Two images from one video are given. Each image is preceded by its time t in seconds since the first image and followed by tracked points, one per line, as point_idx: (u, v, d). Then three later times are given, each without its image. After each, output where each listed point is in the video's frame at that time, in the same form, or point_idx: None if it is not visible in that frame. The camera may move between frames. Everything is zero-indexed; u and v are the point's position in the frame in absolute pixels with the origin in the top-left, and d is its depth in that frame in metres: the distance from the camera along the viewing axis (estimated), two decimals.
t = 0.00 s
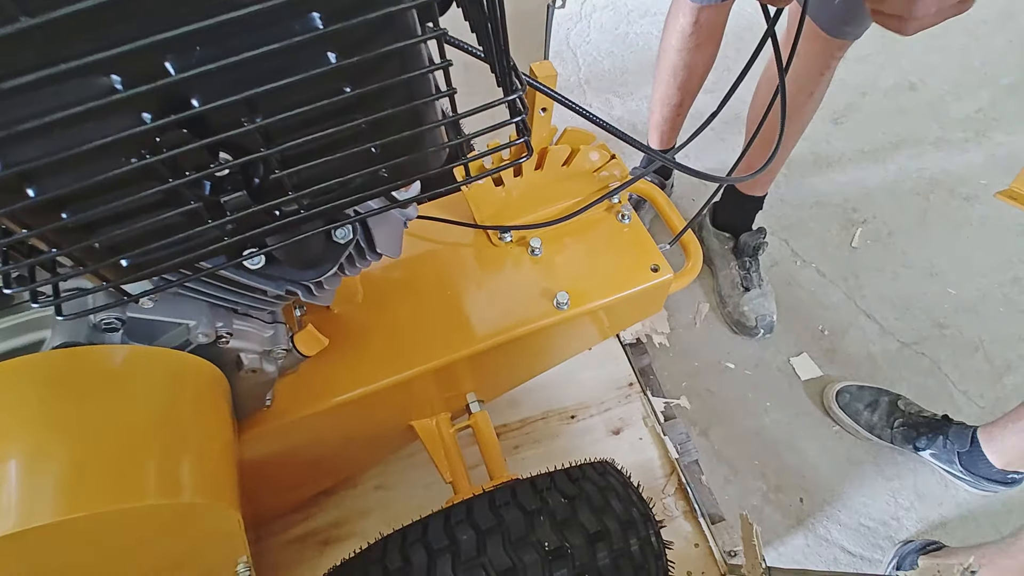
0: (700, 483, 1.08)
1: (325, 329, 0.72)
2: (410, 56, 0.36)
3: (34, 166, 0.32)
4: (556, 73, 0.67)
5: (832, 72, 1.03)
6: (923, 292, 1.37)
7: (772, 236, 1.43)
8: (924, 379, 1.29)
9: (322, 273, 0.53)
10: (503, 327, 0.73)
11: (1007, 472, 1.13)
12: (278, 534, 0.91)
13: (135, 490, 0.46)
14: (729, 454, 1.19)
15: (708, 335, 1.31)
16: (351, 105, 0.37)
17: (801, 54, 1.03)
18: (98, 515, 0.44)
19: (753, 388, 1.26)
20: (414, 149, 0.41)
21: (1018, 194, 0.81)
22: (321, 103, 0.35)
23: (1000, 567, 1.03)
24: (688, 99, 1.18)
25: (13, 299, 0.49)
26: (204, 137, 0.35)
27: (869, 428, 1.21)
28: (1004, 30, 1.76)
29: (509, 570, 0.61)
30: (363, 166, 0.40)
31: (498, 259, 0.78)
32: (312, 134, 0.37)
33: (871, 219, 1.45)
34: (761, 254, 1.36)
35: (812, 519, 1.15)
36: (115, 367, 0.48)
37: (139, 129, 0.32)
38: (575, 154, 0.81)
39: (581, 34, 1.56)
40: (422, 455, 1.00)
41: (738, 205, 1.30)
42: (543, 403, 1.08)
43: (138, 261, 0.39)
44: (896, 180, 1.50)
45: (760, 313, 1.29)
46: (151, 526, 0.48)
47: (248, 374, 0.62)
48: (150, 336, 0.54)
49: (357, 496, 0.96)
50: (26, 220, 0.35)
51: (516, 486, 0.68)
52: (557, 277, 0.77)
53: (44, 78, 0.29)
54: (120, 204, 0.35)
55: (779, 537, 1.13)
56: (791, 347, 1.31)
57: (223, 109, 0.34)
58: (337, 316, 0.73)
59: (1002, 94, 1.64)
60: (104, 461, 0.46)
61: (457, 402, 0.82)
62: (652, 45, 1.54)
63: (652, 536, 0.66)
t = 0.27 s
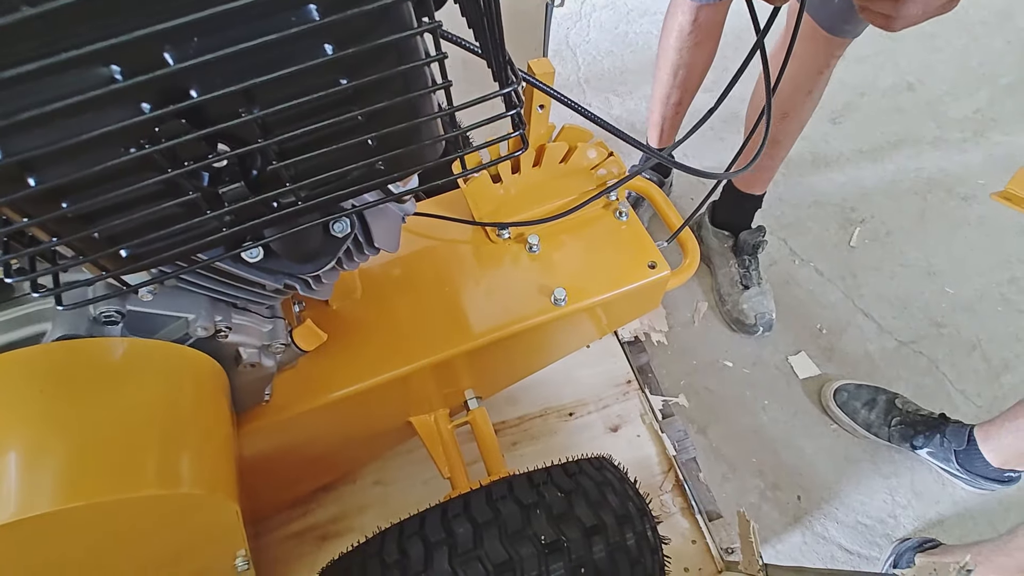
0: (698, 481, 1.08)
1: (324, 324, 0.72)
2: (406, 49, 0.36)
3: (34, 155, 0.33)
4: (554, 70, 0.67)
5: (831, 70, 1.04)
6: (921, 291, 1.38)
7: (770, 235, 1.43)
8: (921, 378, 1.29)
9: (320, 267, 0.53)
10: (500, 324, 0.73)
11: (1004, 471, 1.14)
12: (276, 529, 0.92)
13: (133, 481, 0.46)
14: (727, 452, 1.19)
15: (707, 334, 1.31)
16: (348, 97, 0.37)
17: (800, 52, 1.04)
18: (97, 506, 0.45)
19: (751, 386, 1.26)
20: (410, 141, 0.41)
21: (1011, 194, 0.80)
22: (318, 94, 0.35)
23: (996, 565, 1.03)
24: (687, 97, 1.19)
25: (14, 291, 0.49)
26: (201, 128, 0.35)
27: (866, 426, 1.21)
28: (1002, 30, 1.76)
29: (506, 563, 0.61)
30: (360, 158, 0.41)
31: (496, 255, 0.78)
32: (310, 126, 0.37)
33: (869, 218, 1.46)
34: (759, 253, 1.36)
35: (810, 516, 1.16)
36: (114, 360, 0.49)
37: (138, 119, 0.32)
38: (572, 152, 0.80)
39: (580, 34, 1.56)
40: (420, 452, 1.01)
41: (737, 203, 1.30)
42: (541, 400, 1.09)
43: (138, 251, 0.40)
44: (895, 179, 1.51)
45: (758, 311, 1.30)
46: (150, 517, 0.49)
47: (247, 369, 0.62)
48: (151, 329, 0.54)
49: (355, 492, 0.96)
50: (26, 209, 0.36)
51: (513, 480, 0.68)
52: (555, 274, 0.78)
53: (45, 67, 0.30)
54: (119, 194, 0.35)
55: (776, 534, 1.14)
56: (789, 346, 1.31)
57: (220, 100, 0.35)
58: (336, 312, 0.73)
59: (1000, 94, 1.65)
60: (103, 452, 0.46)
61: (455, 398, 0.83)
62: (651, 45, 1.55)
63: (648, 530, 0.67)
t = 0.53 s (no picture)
0: (698, 480, 1.08)
1: (324, 323, 0.72)
2: (406, 45, 0.36)
3: (35, 150, 0.33)
4: (553, 68, 0.68)
5: (830, 69, 1.04)
6: (920, 291, 1.38)
7: (770, 235, 1.43)
8: (921, 377, 1.29)
9: (319, 265, 0.53)
10: (500, 322, 0.74)
11: (1003, 470, 1.14)
12: (276, 529, 0.92)
13: (134, 478, 0.47)
14: (727, 452, 1.19)
15: (706, 333, 1.31)
16: (348, 93, 0.37)
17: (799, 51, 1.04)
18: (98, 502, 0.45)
19: (751, 385, 1.26)
20: (410, 137, 0.41)
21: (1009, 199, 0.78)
22: (318, 90, 0.35)
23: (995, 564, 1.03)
24: (687, 97, 1.19)
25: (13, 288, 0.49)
26: (202, 123, 0.35)
27: (866, 426, 1.21)
28: (1002, 30, 1.77)
29: (505, 561, 0.61)
30: (360, 154, 0.41)
31: (496, 254, 0.78)
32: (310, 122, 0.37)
33: (869, 218, 1.46)
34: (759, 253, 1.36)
35: (809, 516, 1.16)
36: (114, 357, 0.49)
37: (138, 114, 0.33)
38: (572, 150, 0.81)
39: (580, 34, 1.56)
40: (420, 451, 1.01)
41: (736, 203, 1.30)
42: (541, 399, 1.09)
43: (138, 247, 0.40)
44: (895, 179, 1.51)
45: (758, 310, 1.30)
46: (151, 514, 0.49)
47: (247, 367, 0.62)
48: (151, 327, 0.54)
49: (355, 491, 0.96)
50: (26, 205, 0.36)
51: (513, 479, 0.68)
52: (555, 273, 0.78)
53: (45, 62, 0.30)
54: (119, 190, 0.36)
55: (776, 534, 1.14)
56: (789, 345, 1.31)
57: (221, 95, 0.35)
58: (336, 310, 0.73)
59: (1000, 94, 1.65)
60: (103, 449, 0.46)
61: (455, 397, 0.83)
62: (651, 45, 1.55)
63: (648, 528, 0.67)
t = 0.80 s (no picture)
0: (700, 486, 1.08)
1: (324, 331, 0.71)
2: (408, 58, 0.36)
3: (29, 168, 0.32)
4: (555, 75, 0.67)
5: (833, 73, 1.03)
6: (924, 295, 1.37)
7: (773, 238, 1.42)
8: (925, 381, 1.29)
9: (319, 276, 0.52)
10: (502, 330, 0.73)
11: (1008, 476, 1.13)
12: (276, 538, 0.91)
13: (130, 493, 0.46)
14: (729, 457, 1.19)
15: (709, 338, 1.31)
16: (349, 106, 0.36)
17: (801, 55, 1.03)
18: (95, 519, 0.44)
19: (753, 390, 1.26)
20: (412, 150, 0.41)
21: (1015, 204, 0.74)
22: (318, 104, 0.34)
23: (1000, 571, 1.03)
24: (688, 101, 1.18)
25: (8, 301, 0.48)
26: (200, 139, 0.35)
27: (870, 431, 1.20)
28: (1004, 31, 1.76)
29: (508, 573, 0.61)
30: (361, 167, 0.40)
31: (498, 261, 0.78)
32: (311, 135, 0.36)
33: (871, 221, 1.45)
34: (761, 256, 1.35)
35: (813, 522, 1.15)
36: (111, 370, 0.48)
37: (134, 131, 0.32)
38: (575, 156, 0.81)
39: (581, 36, 1.56)
40: (420, 459, 1.00)
41: (739, 207, 1.30)
42: (543, 405, 1.08)
43: (135, 263, 0.39)
44: (897, 182, 1.50)
45: (761, 315, 1.29)
46: (148, 529, 0.48)
47: (246, 377, 0.62)
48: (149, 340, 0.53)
49: (356, 499, 0.95)
50: (20, 223, 0.35)
51: (515, 489, 0.68)
52: (557, 280, 0.77)
53: (38, 78, 0.29)
54: (115, 206, 0.35)
55: (779, 540, 1.13)
56: (792, 350, 1.31)
57: (219, 110, 0.34)
58: (336, 318, 0.72)
59: (1003, 96, 1.64)
60: (99, 464, 0.45)
61: (457, 405, 0.82)
62: (653, 47, 1.54)
63: (651, 539, 0.66)
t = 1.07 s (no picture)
0: (698, 480, 1.08)
1: (324, 324, 0.72)
2: (407, 44, 0.36)
3: (36, 150, 0.33)
4: (553, 70, 0.67)
5: (829, 70, 1.04)
6: (920, 291, 1.38)
7: (770, 235, 1.43)
8: (921, 377, 1.30)
9: (321, 265, 0.53)
10: (501, 323, 0.74)
11: (1003, 470, 1.14)
12: (277, 529, 0.92)
13: (134, 477, 0.47)
14: (727, 452, 1.19)
15: (706, 334, 1.31)
16: (348, 93, 0.37)
17: (799, 52, 1.04)
18: (99, 501, 0.45)
19: (751, 386, 1.26)
20: (411, 137, 0.41)
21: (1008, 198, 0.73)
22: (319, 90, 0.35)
23: (995, 564, 1.03)
24: (686, 98, 1.19)
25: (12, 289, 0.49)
26: (203, 123, 0.35)
27: (867, 426, 1.21)
28: (1001, 30, 1.77)
29: (506, 562, 0.61)
30: (361, 154, 0.41)
31: (497, 254, 0.78)
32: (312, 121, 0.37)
33: (869, 218, 1.46)
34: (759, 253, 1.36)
35: (810, 516, 1.16)
36: (115, 358, 0.49)
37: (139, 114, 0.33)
38: (573, 150, 0.81)
39: (580, 34, 1.56)
40: (420, 452, 1.01)
41: (737, 203, 1.30)
42: (541, 400, 1.09)
43: (139, 247, 0.40)
44: (894, 179, 1.51)
45: (758, 311, 1.30)
46: (151, 514, 0.49)
47: (248, 367, 0.63)
48: (152, 327, 0.54)
49: (356, 492, 0.96)
50: (28, 206, 0.36)
51: (513, 479, 0.69)
52: (555, 273, 0.78)
53: (47, 61, 0.30)
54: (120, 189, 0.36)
55: (776, 534, 1.14)
56: (789, 346, 1.31)
57: (222, 95, 0.35)
58: (336, 310, 0.73)
59: (999, 94, 1.65)
60: (104, 449, 0.46)
61: (456, 397, 0.83)
62: (651, 45, 1.55)
63: (649, 529, 0.67)
